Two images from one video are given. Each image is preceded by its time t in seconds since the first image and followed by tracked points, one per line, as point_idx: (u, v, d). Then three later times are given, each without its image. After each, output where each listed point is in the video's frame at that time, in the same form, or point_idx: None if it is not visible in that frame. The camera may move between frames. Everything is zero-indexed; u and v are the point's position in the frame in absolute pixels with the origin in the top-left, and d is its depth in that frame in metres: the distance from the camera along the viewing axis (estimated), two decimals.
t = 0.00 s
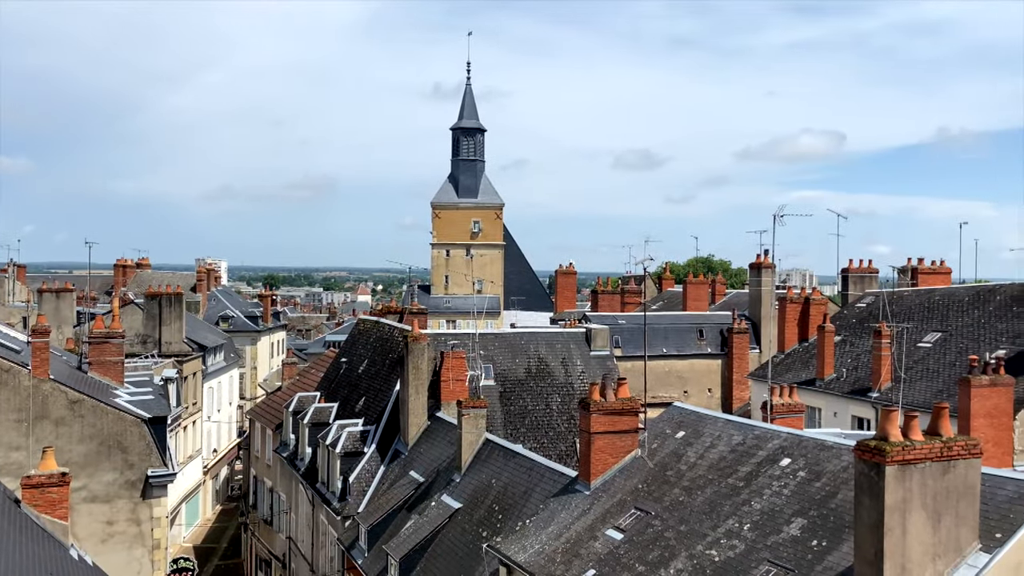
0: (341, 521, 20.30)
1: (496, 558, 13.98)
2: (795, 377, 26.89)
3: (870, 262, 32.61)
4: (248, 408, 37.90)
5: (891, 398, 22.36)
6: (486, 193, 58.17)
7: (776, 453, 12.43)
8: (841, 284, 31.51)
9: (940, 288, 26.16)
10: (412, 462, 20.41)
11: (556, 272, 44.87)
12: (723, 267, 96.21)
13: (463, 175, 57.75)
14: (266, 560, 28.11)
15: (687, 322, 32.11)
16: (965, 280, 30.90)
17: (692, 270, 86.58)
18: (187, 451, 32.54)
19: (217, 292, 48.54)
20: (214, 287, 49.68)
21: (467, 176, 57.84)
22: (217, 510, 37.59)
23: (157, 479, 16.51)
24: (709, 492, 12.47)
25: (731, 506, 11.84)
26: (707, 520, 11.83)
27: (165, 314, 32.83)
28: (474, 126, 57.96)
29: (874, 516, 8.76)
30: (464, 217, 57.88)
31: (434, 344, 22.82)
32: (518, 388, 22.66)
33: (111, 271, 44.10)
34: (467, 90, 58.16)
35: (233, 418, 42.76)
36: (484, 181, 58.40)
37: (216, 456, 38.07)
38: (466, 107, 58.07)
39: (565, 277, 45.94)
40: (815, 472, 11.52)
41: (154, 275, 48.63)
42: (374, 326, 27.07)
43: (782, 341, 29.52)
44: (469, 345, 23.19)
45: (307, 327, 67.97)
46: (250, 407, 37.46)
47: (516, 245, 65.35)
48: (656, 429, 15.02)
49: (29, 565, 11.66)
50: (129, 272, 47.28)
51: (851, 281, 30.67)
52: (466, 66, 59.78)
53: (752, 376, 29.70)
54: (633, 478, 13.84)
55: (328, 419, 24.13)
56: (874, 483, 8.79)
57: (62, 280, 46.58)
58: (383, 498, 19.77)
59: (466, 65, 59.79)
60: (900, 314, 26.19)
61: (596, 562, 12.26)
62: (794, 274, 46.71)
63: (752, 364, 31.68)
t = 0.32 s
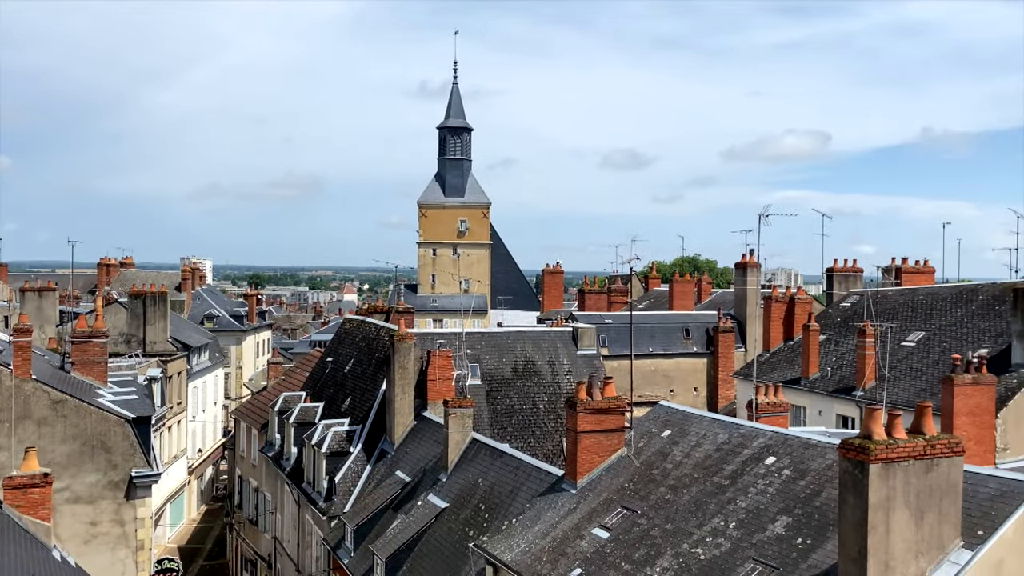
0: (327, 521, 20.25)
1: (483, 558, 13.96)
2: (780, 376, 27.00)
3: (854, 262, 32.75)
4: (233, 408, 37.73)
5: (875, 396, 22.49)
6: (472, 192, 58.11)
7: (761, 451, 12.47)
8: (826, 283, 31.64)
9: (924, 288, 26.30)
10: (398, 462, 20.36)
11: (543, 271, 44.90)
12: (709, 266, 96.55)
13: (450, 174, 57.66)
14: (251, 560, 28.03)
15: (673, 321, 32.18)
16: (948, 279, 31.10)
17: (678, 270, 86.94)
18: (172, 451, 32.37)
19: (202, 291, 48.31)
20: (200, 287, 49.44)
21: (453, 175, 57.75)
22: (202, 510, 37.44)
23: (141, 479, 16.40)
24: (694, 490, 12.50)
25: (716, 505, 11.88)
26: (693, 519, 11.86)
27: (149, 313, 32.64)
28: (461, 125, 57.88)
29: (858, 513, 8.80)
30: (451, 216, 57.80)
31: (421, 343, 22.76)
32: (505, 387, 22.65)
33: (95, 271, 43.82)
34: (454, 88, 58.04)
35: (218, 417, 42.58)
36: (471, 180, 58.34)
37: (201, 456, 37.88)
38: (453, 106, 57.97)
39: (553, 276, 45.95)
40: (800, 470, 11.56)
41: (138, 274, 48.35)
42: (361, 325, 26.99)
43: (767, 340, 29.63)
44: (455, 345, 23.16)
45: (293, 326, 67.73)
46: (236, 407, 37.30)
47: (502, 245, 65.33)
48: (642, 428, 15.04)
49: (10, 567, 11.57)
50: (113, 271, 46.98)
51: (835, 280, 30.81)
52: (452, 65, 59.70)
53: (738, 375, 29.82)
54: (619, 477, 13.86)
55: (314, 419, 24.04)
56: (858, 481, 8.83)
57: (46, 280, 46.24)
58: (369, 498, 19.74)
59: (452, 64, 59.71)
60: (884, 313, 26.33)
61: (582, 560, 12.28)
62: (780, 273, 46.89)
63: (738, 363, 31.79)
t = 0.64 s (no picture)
0: (312, 521, 20.17)
1: (469, 557, 13.93)
2: (765, 375, 27.11)
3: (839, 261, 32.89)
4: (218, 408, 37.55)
5: (859, 395, 22.60)
6: (459, 191, 58.03)
7: (746, 450, 12.51)
8: (811, 283, 31.75)
9: (907, 287, 26.42)
10: (384, 461, 20.32)
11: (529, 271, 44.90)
12: (695, 266, 96.84)
13: (436, 174, 57.57)
14: (236, 560, 27.92)
15: (659, 321, 32.24)
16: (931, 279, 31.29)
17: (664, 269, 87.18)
18: (156, 452, 32.20)
19: (186, 291, 48.04)
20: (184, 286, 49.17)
21: (440, 174, 57.66)
22: (186, 511, 37.26)
23: (124, 479, 16.32)
24: (680, 489, 12.53)
25: (701, 503, 11.91)
26: (678, 517, 11.88)
27: (133, 312, 32.42)
28: (447, 124, 57.79)
29: (842, 511, 8.83)
30: (437, 215, 57.71)
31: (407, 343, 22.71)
32: (491, 386, 22.63)
33: (78, 270, 43.52)
34: (440, 87, 57.96)
35: (202, 417, 42.37)
36: (457, 179, 58.26)
37: (185, 456, 37.69)
38: (439, 105, 57.87)
39: (539, 275, 45.94)
40: (784, 469, 11.60)
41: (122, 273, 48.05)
42: (346, 325, 26.89)
43: (752, 339, 29.73)
44: (442, 344, 23.12)
45: (279, 325, 67.46)
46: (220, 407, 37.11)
47: (489, 244, 65.29)
48: (628, 427, 15.06)
49: None
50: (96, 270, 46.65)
51: (820, 280, 30.92)
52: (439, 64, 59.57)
53: (723, 374, 29.92)
54: (605, 476, 13.88)
55: (299, 419, 23.94)
56: (842, 479, 8.86)
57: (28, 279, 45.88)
58: (355, 498, 19.69)
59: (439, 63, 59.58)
60: (868, 312, 26.46)
61: (568, 559, 12.28)
62: (765, 273, 47.06)
63: (723, 362, 31.88)
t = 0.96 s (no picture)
0: (299, 521, 20.11)
1: (456, 557, 13.90)
2: (751, 374, 27.21)
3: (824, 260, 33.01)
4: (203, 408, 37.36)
5: (845, 394, 22.71)
6: (446, 191, 57.97)
7: (733, 449, 12.55)
8: (796, 282, 31.86)
9: (892, 287, 26.57)
10: (371, 461, 20.27)
11: (517, 270, 44.91)
12: (682, 266, 97.11)
13: (423, 173, 57.50)
14: (222, 561, 27.81)
15: (646, 320, 32.29)
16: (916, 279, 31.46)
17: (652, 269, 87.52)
18: (141, 452, 32.02)
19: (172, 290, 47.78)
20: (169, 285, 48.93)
21: (427, 174, 57.58)
22: (172, 511, 37.08)
23: (109, 480, 16.22)
24: (666, 488, 12.54)
25: (688, 502, 11.92)
26: (665, 516, 11.90)
27: (118, 312, 32.24)
28: (435, 123, 57.71)
29: (827, 509, 8.86)
30: (425, 214, 57.63)
31: (394, 342, 22.64)
32: (478, 386, 22.61)
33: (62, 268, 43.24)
34: (428, 86, 57.85)
35: (188, 417, 42.15)
36: (444, 179, 58.20)
37: (170, 457, 37.49)
38: (426, 104, 57.78)
39: (527, 274, 45.96)
40: (770, 468, 11.64)
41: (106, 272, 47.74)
42: (333, 325, 26.80)
43: (738, 338, 29.82)
44: (429, 343, 23.07)
45: (265, 325, 67.23)
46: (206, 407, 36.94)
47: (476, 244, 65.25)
48: (615, 427, 15.08)
49: None
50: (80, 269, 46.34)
51: (806, 279, 31.03)
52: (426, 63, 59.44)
53: (710, 373, 30.01)
54: (593, 475, 13.89)
55: (286, 419, 23.86)
56: (827, 478, 8.89)
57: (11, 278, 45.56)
58: (342, 497, 19.64)
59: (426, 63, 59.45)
60: (853, 312, 26.58)
61: (555, 558, 12.28)
62: (752, 272, 47.20)
63: (710, 361, 31.96)
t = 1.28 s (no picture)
0: (283, 521, 20.01)
1: (441, 557, 13.87)
2: (736, 373, 27.31)
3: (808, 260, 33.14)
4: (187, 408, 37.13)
5: (828, 393, 22.84)
6: (432, 190, 57.87)
7: (717, 448, 12.58)
8: (781, 282, 31.98)
9: (876, 287, 26.72)
10: (356, 461, 20.20)
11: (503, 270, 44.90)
12: (667, 266, 97.37)
13: (409, 172, 57.38)
14: (206, 562, 27.67)
15: (632, 320, 32.34)
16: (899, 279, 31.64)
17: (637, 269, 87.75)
18: (124, 452, 31.81)
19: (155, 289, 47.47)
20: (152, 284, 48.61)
21: (413, 173, 57.46)
22: (155, 512, 36.84)
23: (91, 480, 16.13)
24: (651, 487, 12.56)
25: (673, 501, 11.95)
26: (650, 515, 11.92)
27: (100, 311, 32.00)
28: (420, 122, 57.61)
29: (811, 508, 8.89)
30: (411, 214, 57.52)
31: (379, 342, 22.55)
32: (464, 385, 22.58)
33: (43, 268, 42.90)
34: (414, 85, 57.70)
35: (171, 417, 41.92)
36: (430, 178, 58.09)
37: (154, 457, 37.26)
38: (412, 103, 57.66)
39: (513, 274, 45.97)
40: (754, 466, 11.68)
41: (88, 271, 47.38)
42: (318, 324, 26.71)
43: (723, 338, 29.92)
44: (415, 343, 23.01)
45: (249, 324, 66.90)
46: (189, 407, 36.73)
47: (463, 243, 65.18)
48: (601, 426, 15.10)
49: None
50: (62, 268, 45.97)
51: (790, 279, 31.16)
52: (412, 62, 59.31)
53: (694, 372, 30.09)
54: (578, 474, 13.90)
55: (270, 419, 23.75)
56: (811, 477, 8.92)
57: None
58: (327, 498, 19.58)
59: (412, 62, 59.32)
60: (837, 311, 26.72)
61: (541, 557, 12.28)
62: (736, 272, 47.35)
63: (694, 360, 32.05)
